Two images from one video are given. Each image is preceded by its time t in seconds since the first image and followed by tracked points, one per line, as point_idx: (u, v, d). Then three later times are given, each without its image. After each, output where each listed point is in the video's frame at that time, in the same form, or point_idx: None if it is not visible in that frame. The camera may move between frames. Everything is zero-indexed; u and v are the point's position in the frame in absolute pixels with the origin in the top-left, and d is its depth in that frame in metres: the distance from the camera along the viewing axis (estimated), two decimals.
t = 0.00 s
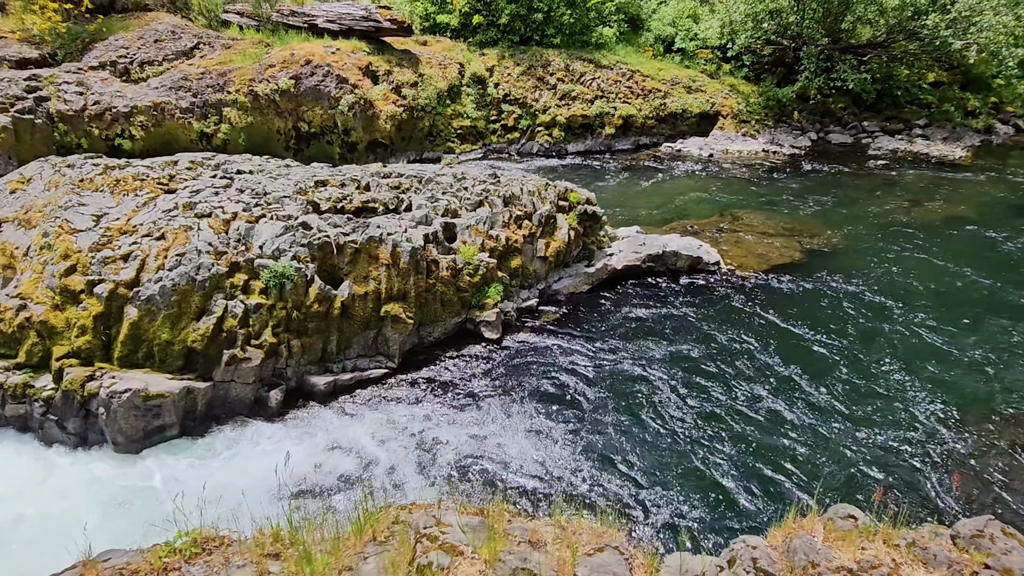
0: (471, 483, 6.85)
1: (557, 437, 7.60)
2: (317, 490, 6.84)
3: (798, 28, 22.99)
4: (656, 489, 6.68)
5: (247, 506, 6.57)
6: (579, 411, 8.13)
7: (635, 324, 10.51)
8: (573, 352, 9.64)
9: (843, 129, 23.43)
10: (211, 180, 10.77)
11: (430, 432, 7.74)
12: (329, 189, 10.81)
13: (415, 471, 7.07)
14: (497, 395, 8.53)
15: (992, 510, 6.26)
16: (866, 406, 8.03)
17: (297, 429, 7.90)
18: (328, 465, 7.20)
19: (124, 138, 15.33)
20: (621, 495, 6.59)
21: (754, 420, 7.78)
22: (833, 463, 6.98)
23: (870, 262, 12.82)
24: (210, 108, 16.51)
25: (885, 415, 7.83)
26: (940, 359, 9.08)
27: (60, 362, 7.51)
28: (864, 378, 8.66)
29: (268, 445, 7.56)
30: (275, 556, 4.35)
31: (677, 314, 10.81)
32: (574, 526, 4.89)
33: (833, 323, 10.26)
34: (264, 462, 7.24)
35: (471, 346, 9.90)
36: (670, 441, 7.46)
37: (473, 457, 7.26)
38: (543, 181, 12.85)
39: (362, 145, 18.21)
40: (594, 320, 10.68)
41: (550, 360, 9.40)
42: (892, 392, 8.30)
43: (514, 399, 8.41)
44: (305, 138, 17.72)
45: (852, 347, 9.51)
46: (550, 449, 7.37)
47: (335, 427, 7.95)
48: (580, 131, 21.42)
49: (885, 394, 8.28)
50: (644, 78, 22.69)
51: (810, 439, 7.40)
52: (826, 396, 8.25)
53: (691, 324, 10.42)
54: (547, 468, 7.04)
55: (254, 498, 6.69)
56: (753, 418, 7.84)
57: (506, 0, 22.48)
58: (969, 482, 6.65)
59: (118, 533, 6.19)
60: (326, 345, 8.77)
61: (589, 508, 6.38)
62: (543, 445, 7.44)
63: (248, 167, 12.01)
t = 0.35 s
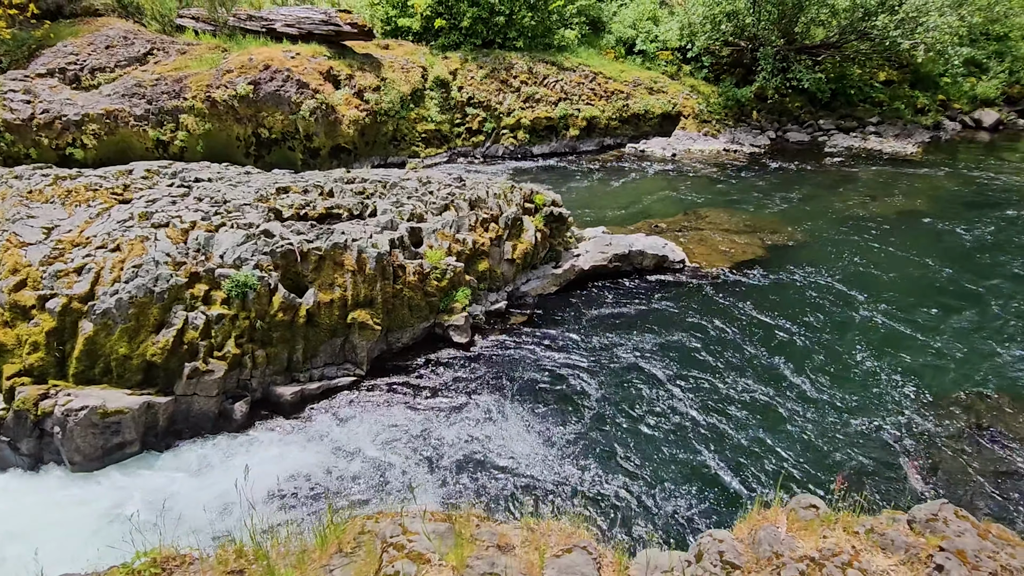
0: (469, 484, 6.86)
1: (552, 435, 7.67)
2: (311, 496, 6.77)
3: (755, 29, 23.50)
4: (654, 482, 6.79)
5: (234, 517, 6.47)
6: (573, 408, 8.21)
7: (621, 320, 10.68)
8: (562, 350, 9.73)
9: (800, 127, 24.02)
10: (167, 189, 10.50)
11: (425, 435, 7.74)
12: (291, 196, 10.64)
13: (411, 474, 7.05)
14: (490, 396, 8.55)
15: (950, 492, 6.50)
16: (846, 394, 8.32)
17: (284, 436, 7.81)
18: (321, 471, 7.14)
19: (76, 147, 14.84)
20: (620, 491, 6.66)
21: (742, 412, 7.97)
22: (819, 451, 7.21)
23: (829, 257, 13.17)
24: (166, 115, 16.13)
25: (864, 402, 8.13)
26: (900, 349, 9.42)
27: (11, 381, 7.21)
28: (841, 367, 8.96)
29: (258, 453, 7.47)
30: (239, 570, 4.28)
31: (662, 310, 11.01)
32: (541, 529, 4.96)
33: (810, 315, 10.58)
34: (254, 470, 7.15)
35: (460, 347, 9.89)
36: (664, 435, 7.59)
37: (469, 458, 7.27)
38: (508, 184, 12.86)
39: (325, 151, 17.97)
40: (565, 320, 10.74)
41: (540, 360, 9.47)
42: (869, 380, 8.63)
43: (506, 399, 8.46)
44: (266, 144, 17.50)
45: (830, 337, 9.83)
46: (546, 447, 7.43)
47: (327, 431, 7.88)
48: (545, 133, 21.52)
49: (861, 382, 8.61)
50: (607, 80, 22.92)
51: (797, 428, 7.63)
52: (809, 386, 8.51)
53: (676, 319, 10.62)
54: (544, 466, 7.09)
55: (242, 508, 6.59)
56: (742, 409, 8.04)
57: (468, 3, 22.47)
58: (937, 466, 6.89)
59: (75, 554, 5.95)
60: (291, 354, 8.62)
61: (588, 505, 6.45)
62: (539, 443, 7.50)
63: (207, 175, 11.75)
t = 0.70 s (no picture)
0: (470, 488, 6.83)
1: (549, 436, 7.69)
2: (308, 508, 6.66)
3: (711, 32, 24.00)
4: (654, 479, 6.86)
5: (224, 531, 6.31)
6: (568, 409, 8.26)
7: (607, 318, 10.79)
8: (552, 350, 9.77)
9: (758, 127, 24.57)
10: (121, 200, 10.19)
11: (421, 440, 7.68)
12: (251, 204, 10.43)
13: (409, 481, 6.98)
14: (484, 398, 8.53)
15: (916, 475, 6.71)
16: (827, 382, 8.57)
17: (273, 448, 7.65)
18: (317, 481, 7.03)
19: (23, 158, 14.10)
20: (620, 487, 6.76)
21: (731, 405, 8.15)
22: (808, 440, 7.39)
23: (790, 252, 13.50)
24: (118, 124, 15.69)
25: (845, 390, 8.39)
26: (859, 340, 9.70)
27: None
28: (818, 356, 9.25)
29: (249, 466, 7.32)
30: None
31: (644, 307, 11.17)
32: (510, 532, 4.97)
33: (788, 308, 10.87)
34: (245, 485, 6.99)
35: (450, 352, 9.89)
36: (660, 431, 7.69)
37: (466, 462, 7.24)
38: (472, 188, 12.84)
39: (285, 158, 17.67)
40: (533, 322, 10.77)
41: (531, 361, 9.49)
42: (846, 367, 8.92)
43: (499, 401, 8.47)
44: (224, 152, 17.10)
45: (808, 329, 10.09)
46: (544, 448, 7.46)
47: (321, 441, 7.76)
48: (508, 137, 21.56)
49: (838, 370, 8.89)
50: (568, 83, 23.10)
51: (785, 418, 7.82)
52: (792, 377, 8.73)
53: (660, 316, 10.78)
54: (544, 468, 7.11)
55: (233, 523, 6.43)
56: (732, 402, 8.19)
57: (428, 7, 22.39)
58: (912, 451, 7.11)
59: None
60: (255, 365, 8.44)
61: (590, 505, 6.49)
62: (537, 445, 7.52)
63: (163, 184, 11.44)
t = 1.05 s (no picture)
0: (473, 489, 6.86)
1: (550, 434, 7.78)
2: (308, 516, 6.62)
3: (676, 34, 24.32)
4: (653, 472, 6.99)
5: (216, 542, 6.23)
6: (567, 407, 8.34)
7: (599, 316, 10.92)
8: (548, 350, 9.85)
9: (723, 127, 24.96)
10: (81, 210, 9.90)
11: (422, 443, 7.69)
12: (217, 213, 10.24)
13: (412, 484, 7.00)
14: (484, 399, 8.58)
15: (898, 459, 6.96)
16: (813, 372, 8.83)
17: (263, 457, 7.57)
18: (316, 489, 6.98)
19: None
20: (623, 480, 6.90)
21: (724, 396, 8.35)
22: (797, 429, 7.61)
23: (757, 249, 13.74)
24: (76, 132, 15.29)
25: (830, 379, 8.66)
26: (827, 333, 9.93)
27: None
28: (801, 347, 9.52)
29: (249, 474, 7.26)
30: None
31: (636, 303, 11.35)
32: (484, 538, 4.96)
33: (769, 302, 11.11)
34: (244, 493, 6.94)
35: (444, 354, 9.92)
36: (656, 426, 7.83)
37: (466, 463, 7.27)
38: (443, 192, 12.76)
39: (251, 165, 17.38)
40: (508, 324, 10.81)
41: (528, 360, 9.56)
42: (828, 358, 9.19)
43: (495, 401, 8.53)
44: (188, 159, 16.75)
45: (792, 322, 10.33)
46: (544, 447, 7.54)
47: (322, 447, 7.73)
48: (478, 140, 21.56)
49: (820, 360, 9.15)
50: (537, 86, 23.20)
51: (778, 407, 8.05)
52: (781, 369, 8.96)
53: (652, 312, 10.94)
54: (544, 466, 7.18)
55: (229, 533, 6.36)
56: (726, 395, 8.37)
57: (394, 11, 22.26)
58: (898, 438, 7.32)
59: None
60: (224, 377, 8.28)
61: (593, 501, 6.58)
62: (539, 443, 7.61)
63: (125, 194, 11.16)
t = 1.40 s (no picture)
0: (467, 491, 6.91)
1: (548, 432, 7.87)
2: (303, 523, 6.59)
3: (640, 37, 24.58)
4: (647, 466, 7.14)
5: (199, 555, 6.15)
6: (562, 404, 8.44)
7: (584, 316, 11.05)
8: (540, 349, 9.93)
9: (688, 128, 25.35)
10: (35, 224, 9.58)
11: (419, 444, 7.71)
12: (179, 223, 10.01)
13: (411, 486, 7.00)
14: (480, 400, 8.63)
15: (877, 444, 7.23)
16: (797, 363, 9.07)
17: (246, 468, 7.47)
18: (312, 495, 6.95)
19: None
20: (620, 471, 7.08)
21: (711, 388, 8.57)
22: (782, 418, 7.85)
23: (724, 248, 13.96)
24: (30, 143, 14.88)
25: (809, 368, 8.95)
26: (794, 327, 10.16)
27: None
28: (777, 339, 9.79)
29: (228, 488, 7.14)
30: None
31: (619, 301, 11.50)
32: (458, 545, 4.96)
33: (741, 297, 11.36)
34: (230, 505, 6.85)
35: (425, 358, 9.90)
36: (647, 420, 7.98)
37: (463, 464, 7.30)
38: (411, 197, 12.72)
39: (215, 173, 17.03)
40: (481, 328, 10.80)
41: (522, 360, 9.64)
42: (804, 349, 9.47)
43: (488, 401, 8.60)
44: (148, 169, 16.36)
45: (770, 317, 10.57)
46: (537, 445, 7.63)
47: (320, 452, 7.71)
48: (446, 145, 21.46)
49: (796, 352, 9.40)
50: (504, 90, 23.26)
51: (763, 398, 8.29)
52: (762, 360, 9.21)
53: (633, 310, 11.10)
54: (541, 464, 7.26)
55: (215, 544, 6.28)
56: (714, 388, 8.56)
57: (358, 17, 22.11)
58: (880, 426, 7.54)
59: None
60: (191, 391, 8.08)
61: (595, 495, 6.70)
62: (536, 441, 7.71)
63: (82, 206, 10.83)
